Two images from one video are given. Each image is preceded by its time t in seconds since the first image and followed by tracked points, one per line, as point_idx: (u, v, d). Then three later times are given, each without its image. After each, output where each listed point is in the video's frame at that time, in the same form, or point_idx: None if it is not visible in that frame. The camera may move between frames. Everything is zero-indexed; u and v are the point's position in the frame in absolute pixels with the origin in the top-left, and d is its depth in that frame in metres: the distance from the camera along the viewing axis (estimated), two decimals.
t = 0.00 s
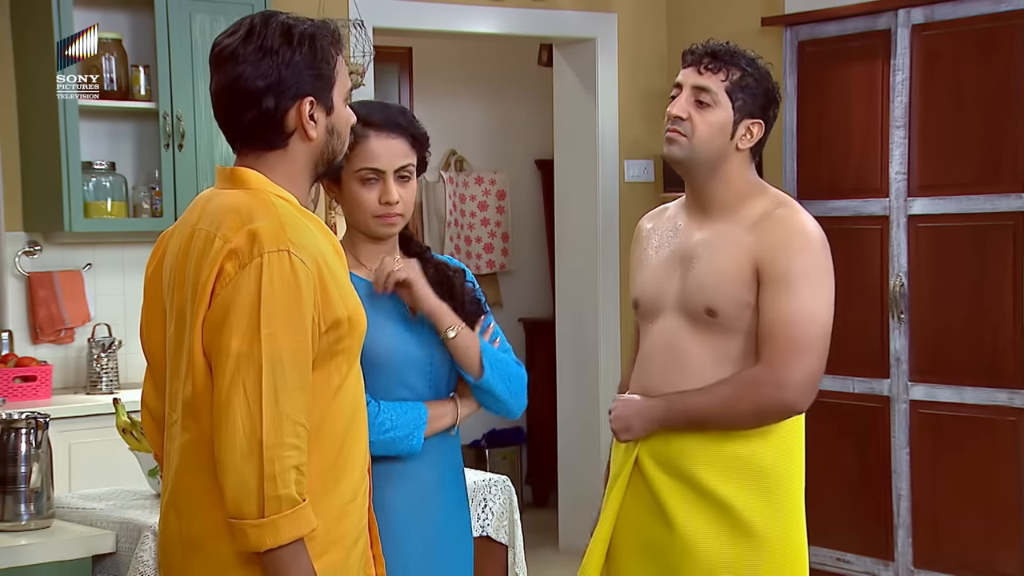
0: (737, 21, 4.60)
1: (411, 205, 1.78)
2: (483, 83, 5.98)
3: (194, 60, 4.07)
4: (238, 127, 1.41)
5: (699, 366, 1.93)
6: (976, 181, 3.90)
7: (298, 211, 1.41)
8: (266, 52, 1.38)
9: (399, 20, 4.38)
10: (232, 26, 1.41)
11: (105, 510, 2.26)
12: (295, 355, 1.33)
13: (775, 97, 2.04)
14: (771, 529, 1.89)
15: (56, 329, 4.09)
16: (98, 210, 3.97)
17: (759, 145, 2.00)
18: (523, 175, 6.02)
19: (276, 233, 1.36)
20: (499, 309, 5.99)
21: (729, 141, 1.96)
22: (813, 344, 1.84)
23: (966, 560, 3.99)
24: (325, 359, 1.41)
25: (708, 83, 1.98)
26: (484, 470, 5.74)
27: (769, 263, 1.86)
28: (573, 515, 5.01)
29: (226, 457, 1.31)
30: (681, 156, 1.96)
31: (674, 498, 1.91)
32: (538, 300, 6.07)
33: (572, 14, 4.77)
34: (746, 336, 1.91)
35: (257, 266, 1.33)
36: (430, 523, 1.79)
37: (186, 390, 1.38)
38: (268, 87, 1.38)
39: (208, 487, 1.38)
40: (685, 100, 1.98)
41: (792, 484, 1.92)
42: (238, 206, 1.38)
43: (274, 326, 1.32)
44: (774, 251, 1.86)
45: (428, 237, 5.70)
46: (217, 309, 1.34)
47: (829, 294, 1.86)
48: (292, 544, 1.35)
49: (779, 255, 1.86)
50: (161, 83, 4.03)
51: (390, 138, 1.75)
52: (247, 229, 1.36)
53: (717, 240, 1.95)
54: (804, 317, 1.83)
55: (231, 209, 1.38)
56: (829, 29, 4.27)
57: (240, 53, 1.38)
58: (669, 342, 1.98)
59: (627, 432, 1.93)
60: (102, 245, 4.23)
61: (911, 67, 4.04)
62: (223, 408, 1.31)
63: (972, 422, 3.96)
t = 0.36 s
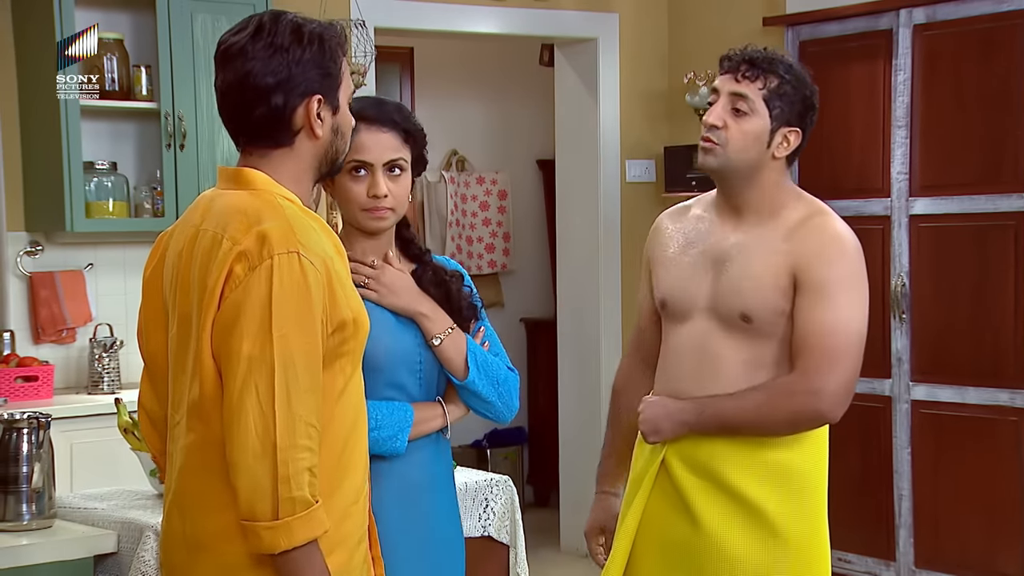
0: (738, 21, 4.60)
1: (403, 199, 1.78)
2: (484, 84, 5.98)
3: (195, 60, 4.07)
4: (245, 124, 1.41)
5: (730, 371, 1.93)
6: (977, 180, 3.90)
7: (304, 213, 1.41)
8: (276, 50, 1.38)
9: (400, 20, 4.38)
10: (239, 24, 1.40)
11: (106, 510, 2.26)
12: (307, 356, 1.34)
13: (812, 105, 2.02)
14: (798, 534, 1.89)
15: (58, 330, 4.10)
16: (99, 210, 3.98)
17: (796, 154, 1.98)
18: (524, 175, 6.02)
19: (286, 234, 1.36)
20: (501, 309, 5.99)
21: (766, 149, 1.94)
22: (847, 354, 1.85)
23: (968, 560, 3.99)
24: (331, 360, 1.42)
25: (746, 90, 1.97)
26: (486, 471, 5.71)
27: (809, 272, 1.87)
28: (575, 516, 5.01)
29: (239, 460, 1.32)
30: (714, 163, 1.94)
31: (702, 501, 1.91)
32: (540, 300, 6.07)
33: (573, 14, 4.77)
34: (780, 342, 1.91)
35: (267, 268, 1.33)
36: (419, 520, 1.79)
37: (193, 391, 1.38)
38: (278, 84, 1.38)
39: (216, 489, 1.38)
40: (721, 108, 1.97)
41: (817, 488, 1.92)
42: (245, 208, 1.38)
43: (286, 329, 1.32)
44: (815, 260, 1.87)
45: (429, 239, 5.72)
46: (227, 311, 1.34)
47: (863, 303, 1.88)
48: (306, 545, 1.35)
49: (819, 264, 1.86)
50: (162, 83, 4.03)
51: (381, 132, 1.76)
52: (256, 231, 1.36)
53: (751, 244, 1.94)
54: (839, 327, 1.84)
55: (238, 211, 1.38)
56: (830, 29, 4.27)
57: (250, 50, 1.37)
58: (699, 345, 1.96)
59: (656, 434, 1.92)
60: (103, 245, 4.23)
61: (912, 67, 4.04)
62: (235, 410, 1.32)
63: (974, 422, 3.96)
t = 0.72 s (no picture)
0: (738, 21, 4.60)
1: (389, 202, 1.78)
2: (485, 84, 5.98)
3: (195, 61, 4.07)
4: (260, 120, 1.41)
5: (735, 364, 2.00)
6: (977, 180, 3.90)
7: (314, 216, 1.43)
8: (301, 47, 1.40)
9: (401, 20, 4.39)
10: (257, 21, 1.42)
11: (106, 510, 2.25)
12: (324, 361, 1.37)
13: (811, 102, 2.12)
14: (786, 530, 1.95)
15: (58, 330, 4.09)
16: (99, 210, 3.98)
17: (796, 149, 2.08)
18: (524, 175, 6.02)
19: (301, 238, 1.38)
20: (501, 309, 5.99)
21: (767, 144, 2.04)
22: (849, 350, 1.92)
23: (968, 560, 3.99)
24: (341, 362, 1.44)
25: (745, 87, 2.07)
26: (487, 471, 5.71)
27: (813, 266, 1.95)
28: (575, 516, 5.00)
29: (258, 464, 1.34)
30: (717, 159, 2.04)
31: (696, 495, 1.97)
32: (540, 300, 6.07)
33: (574, 14, 4.77)
34: (785, 336, 1.99)
35: (284, 272, 1.35)
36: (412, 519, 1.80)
37: (204, 394, 1.40)
38: (301, 80, 1.40)
39: (227, 492, 1.40)
40: (722, 104, 2.07)
41: (811, 483, 1.98)
42: (256, 210, 1.40)
43: (304, 333, 1.35)
44: (819, 255, 1.95)
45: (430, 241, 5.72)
46: (244, 315, 1.35)
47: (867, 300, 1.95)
48: (323, 548, 1.39)
49: (821, 260, 1.94)
50: (162, 84, 4.03)
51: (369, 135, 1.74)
52: (271, 234, 1.38)
53: (755, 242, 2.02)
54: (843, 320, 1.91)
55: (251, 213, 1.40)
56: (831, 29, 4.27)
57: (274, 46, 1.39)
58: (705, 337, 2.04)
59: (656, 427, 2.00)
60: (103, 245, 4.23)
61: (912, 66, 4.04)
62: (254, 415, 1.34)
63: (974, 423, 3.95)
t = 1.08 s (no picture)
0: (738, 20, 4.61)
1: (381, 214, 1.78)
2: (485, 84, 5.98)
3: (195, 61, 4.07)
4: (265, 120, 1.42)
5: (707, 359, 2.02)
6: (977, 181, 3.90)
7: (319, 216, 1.45)
8: (306, 48, 1.41)
9: (401, 20, 4.38)
10: (261, 22, 1.43)
11: (106, 510, 2.25)
12: (334, 360, 1.38)
13: (771, 101, 2.14)
14: (770, 518, 1.97)
15: (58, 330, 4.09)
16: (99, 210, 3.98)
17: (759, 149, 2.10)
18: (525, 175, 6.02)
19: (310, 237, 1.39)
20: (501, 310, 6.00)
21: (731, 144, 2.05)
22: (820, 338, 1.94)
23: (970, 561, 3.98)
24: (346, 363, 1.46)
25: (707, 88, 2.08)
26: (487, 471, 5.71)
27: (780, 258, 1.97)
28: (576, 516, 5.00)
29: (269, 464, 1.35)
30: (683, 159, 2.04)
31: (676, 493, 1.98)
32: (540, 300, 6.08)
33: (573, 14, 4.77)
34: (755, 330, 2.01)
35: (295, 271, 1.37)
36: (400, 520, 1.79)
37: (212, 396, 1.40)
38: (307, 81, 1.41)
39: (236, 492, 1.40)
40: (686, 106, 2.07)
41: (786, 478, 2.00)
42: (263, 209, 1.41)
43: (316, 332, 1.36)
44: (788, 248, 1.97)
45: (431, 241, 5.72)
46: (254, 314, 1.36)
47: (834, 290, 1.98)
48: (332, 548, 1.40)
49: (788, 251, 1.97)
50: (163, 84, 4.03)
51: (372, 150, 1.72)
52: (280, 234, 1.38)
53: (721, 240, 2.04)
54: (812, 309, 1.94)
55: (258, 212, 1.40)
56: (832, 29, 4.27)
57: (281, 46, 1.40)
58: (675, 335, 2.05)
59: (632, 428, 2.00)
60: (104, 246, 4.23)
61: (913, 67, 4.04)
62: (266, 414, 1.35)
63: (975, 423, 3.95)
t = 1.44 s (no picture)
0: (742, 22, 4.60)
1: (375, 225, 1.78)
2: (490, 85, 5.99)
3: (200, 63, 4.08)
4: (270, 123, 1.42)
5: (695, 361, 2.04)
6: (982, 182, 3.89)
7: (324, 217, 1.45)
8: (313, 53, 1.42)
9: (406, 22, 4.39)
10: (268, 24, 1.44)
11: (112, 512, 2.24)
12: (342, 361, 1.39)
13: (739, 100, 2.17)
14: (766, 514, 1.99)
15: (64, 331, 4.10)
16: (105, 212, 3.98)
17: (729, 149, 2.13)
18: (529, 177, 6.04)
19: (318, 238, 1.39)
20: (506, 311, 6.00)
21: (702, 146, 2.08)
22: (807, 334, 1.97)
23: (975, 563, 3.98)
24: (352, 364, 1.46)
25: (676, 91, 2.11)
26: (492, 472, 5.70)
27: (760, 256, 2.00)
28: (580, 517, 5.00)
29: (279, 465, 1.35)
30: (657, 164, 2.07)
31: (673, 494, 2.00)
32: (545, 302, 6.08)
33: (577, 15, 4.76)
34: (741, 330, 2.03)
35: (304, 272, 1.37)
36: (399, 522, 1.79)
37: (219, 396, 1.40)
38: (313, 86, 1.41)
39: (243, 493, 1.41)
40: (655, 111, 2.10)
41: (779, 476, 2.02)
42: (269, 210, 1.41)
43: (325, 333, 1.37)
44: (767, 243, 2.00)
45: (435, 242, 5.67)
46: (263, 315, 1.36)
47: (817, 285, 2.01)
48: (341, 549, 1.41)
49: (768, 248, 2.00)
50: (168, 85, 4.04)
51: (373, 164, 1.72)
52: (288, 235, 1.39)
53: (701, 242, 2.07)
54: (797, 305, 1.96)
55: (264, 213, 1.41)
56: (836, 30, 4.27)
57: (287, 50, 1.41)
58: (663, 338, 2.08)
59: (626, 433, 2.01)
60: (109, 247, 4.23)
61: (918, 68, 4.03)
62: (276, 415, 1.35)
63: (981, 425, 3.94)
